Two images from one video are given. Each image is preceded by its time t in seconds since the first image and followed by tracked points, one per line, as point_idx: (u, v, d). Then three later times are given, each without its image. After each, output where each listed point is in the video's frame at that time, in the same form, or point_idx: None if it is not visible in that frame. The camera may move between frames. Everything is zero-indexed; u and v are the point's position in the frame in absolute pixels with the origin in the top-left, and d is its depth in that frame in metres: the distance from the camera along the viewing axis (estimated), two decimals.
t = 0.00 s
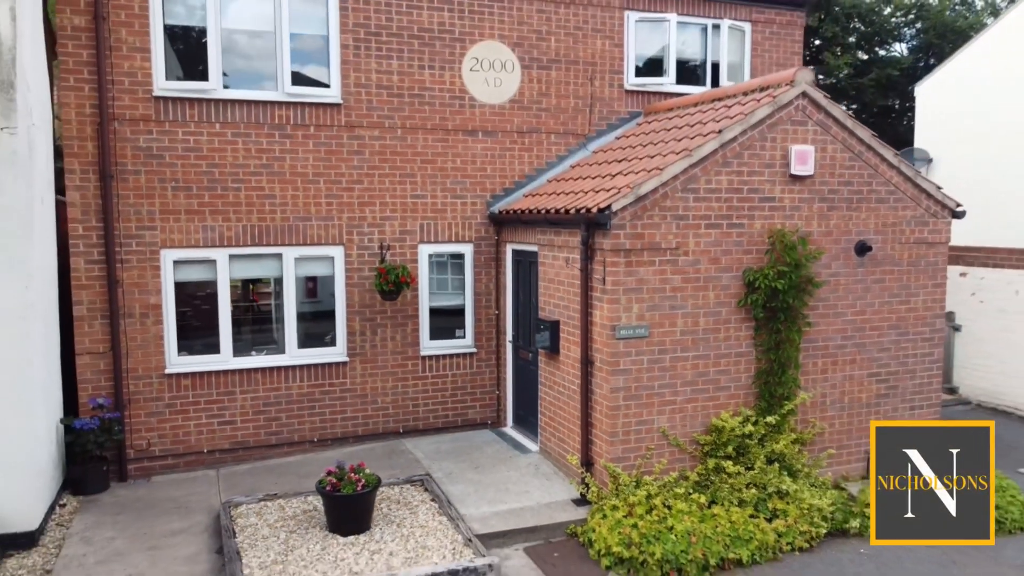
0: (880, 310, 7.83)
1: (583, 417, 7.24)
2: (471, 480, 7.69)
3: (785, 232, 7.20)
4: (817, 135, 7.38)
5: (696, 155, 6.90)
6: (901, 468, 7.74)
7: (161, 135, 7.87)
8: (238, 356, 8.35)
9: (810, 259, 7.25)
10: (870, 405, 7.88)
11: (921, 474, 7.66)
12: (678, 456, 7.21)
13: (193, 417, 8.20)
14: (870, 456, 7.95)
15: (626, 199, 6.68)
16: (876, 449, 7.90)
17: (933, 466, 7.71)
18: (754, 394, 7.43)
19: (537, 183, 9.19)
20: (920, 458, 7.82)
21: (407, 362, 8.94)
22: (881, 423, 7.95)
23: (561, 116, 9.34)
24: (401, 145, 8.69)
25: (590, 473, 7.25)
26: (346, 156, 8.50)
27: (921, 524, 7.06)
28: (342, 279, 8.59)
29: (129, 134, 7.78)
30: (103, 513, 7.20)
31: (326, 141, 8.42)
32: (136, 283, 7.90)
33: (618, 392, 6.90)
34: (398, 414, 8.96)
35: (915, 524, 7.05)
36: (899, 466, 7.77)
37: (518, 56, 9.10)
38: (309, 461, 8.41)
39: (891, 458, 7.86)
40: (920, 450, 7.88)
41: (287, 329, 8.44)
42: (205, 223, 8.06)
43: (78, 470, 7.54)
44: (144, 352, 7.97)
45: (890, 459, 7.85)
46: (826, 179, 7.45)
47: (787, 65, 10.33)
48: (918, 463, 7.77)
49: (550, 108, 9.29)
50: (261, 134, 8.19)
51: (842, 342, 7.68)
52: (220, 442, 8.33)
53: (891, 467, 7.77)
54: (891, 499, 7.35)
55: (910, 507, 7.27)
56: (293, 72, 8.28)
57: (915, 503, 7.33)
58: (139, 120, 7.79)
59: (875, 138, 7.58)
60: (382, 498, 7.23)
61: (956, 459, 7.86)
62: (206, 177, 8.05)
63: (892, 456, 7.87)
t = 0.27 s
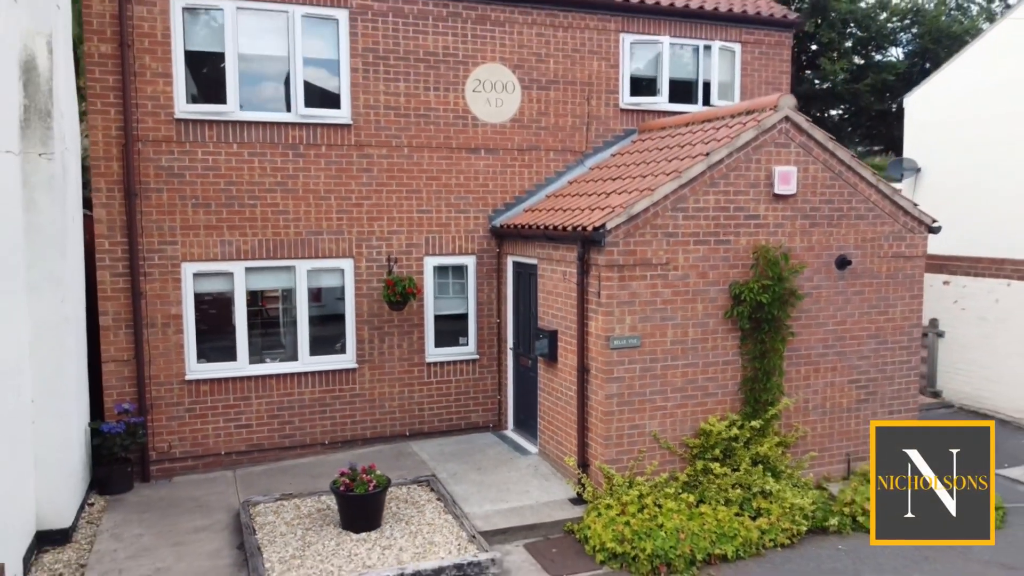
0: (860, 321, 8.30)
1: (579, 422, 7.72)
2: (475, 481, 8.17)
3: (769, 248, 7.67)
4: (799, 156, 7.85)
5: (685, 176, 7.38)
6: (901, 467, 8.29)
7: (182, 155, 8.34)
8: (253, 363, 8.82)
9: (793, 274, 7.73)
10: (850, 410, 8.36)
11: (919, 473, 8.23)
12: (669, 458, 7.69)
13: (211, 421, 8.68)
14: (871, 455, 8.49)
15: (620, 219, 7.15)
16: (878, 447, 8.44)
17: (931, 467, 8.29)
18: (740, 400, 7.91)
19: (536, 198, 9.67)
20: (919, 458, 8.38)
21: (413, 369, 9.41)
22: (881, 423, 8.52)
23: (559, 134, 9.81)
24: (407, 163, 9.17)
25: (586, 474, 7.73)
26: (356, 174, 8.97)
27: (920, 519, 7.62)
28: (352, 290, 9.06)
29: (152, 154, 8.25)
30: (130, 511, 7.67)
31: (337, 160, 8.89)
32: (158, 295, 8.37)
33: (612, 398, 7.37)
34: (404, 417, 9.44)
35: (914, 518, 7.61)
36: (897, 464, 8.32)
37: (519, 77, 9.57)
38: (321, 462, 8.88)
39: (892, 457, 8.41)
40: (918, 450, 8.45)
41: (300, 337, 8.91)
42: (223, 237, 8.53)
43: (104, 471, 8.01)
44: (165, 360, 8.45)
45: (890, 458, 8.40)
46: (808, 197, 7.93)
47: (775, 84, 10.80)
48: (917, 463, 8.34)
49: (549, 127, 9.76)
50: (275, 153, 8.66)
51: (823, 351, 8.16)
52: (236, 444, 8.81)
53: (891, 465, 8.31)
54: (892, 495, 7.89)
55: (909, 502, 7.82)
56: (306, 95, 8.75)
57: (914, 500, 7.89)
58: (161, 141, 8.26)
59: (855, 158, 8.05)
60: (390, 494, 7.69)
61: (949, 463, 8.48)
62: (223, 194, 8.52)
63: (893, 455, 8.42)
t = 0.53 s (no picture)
0: (842, 336, 8.79)
1: (577, 432, 8.20)
2: (479, 487, 8.65)
3: (755, 269, 8.16)
4: (785, 182, 8.33)
5: (677, 202, 7.85)
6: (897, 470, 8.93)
7: (202, 180, 8.82)
8: (268, 376, 9.30)
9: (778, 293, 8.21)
10: (833, 420, 8.84)
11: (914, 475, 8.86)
12: (662, 467, 8.17)
13: (228, 431, 9.16)
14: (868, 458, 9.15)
15: (615, 243, 7.63)
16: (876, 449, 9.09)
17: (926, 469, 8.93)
18: (728, 412, 8.39)
19: (537, 218, 10.15)
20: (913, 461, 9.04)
21: (420, 380, 9.89)
22: (881, 423, 9.13)
23: (558, 156, 10.30)
24: (414, 185, 9.66)
25: (584, 482, 8.21)
26: (366, 196, 9.46)
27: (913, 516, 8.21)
28: (362, 305, 9.55)
29: (174, 179, 8.73)
30: (155, 517, 8.16)
31: (348, 183, 9.37)
32: (179, 312, 8.85)
33: (608, 410, 7.85)
34: (411, 426, 9.92)
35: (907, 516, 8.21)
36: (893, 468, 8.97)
37: (520, 102, 10.06)
38: (332, 470, 9.36)
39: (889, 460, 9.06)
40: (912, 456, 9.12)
41: (313, 351, 9.39)
42: (240, 257, 9.01)
43: (128, 479, 8.48)
44: (185, 373, 8.93)
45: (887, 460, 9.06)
46: (793, 220, 8.40)
47: (765, 106, 11.28)
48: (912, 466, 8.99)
49: (549, 149, 10.25)
50: (289, 177, 9.14)
51: (808, 364, 8.64)
52: (252, 453, 9.29)
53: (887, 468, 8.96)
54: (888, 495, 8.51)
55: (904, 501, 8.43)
56: (319, 121, 9.23)
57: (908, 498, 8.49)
58: (182, 166, 8.74)
59: (837, 184, 8.52)
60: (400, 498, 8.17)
61: (942, 468, 9.16)
62: (241, 216, 9.00)
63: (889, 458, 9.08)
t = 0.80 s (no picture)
0: (826, 350, 9.28)
1: (575, 442, 8.69)
2: (482, 493, 9.14)
3: (743, 288, 8.65)
4: (771, 206, 8.81)
5: (668, 226, 8.34)
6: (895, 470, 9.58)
7: (219, 202, 9.32)
8: (282, 387, 9.80)
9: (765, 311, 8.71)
10: (818, 430, 9.33)
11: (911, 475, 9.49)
12: (655, 475, 8.66)
13: (244, 440, 9.66)
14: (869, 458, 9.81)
15: (611, 266, 8.12)
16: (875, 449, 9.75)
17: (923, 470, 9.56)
18: (718, 422, 8.88)
19: (536, 236, 10.64)
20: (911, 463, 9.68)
21: (425, 391, 10.38)
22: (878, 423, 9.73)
23: (557, 177, 10.79)
24: (420, 205, 10.15)
25: (581, 488, 8.70)
26: (374, 216, 9.95)
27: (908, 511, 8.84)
28: (370, 320, 10.04)
29: (194, 202, 9.22)
30: (177, 522, 8.66)
31: (357, 204, 9.86)
32: (197, 328, 9.35)
33: (604, 422, 8.34)
34: (417, 434, 10.42)
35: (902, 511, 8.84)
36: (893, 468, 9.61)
37: (521, 126, 10.55)
38: (343, 476, 9.86)
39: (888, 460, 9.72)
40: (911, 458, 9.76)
41: (324, 364, 9.89)
42: (255, 275, 9.51)
43: (151, 486, 8.97)
44: (204, 386, 9.43)
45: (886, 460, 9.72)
46: (779, 242, 8.89)
47: (755, 127, 11.77)
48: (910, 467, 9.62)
49: (548, 170, 10.75)
50: (302, 199, 9.63)
51: (793, 377, 9.13)
52: (267, 460, 9.78)
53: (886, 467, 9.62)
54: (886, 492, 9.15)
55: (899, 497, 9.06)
56: (330, 146, 9.72)
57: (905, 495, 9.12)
58: (201, 190, 9.23)
59: (821, 207, 9.02)
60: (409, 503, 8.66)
61: (942, 469, 9.76)
62: (256, 236, 9.49)
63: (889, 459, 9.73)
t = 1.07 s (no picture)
0: (811, 361, 9.78)
1: (573, 448, 9.19)
2: (484, 496, 9.65)
3: (731, 302, 9.17)
4: (758, 225, 9.32)
5: (661, 245, 8.85)
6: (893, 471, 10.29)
7: (235, 220, 9.82)
8: (294, 395, 10.31)
9: (751, 324, 9.22)
10: (803, 436, 9.83)
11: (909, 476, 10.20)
12: (648, 479, 9.16)
13: (258, 446, 10.16)
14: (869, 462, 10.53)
15: (606, 283, 8.63)
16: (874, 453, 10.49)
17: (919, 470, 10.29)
18: (708, 429, 9.38)
19: (536, 250, 11.15)
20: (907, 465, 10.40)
21: (430, 398, 10.89)
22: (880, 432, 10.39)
23: (556, 194, 11.30)
24: (425, 222, 10.65)
25: (579, 492, 9.20)
26: (382, 233, 10.45)
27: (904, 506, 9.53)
28: (378, 331, 10.55)
29: (211, 220, 9.72)
30: (197, 523, 9.16)
31: (365, 221, 10.36)
32: (214, 339, 9.85)
33: (600, 429, 8.85)
34: (422, 439, 10.92)
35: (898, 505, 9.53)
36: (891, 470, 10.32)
37: (521, 145, 11.06)
38: (352, 480, 10.36)
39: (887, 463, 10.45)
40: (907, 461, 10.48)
41: (334, 373, 10.40)
42: (269, 289, 10.01)
43: (171, 490, 9.47)
44: (220, 394, 9.94)
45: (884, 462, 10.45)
46: (766, 258, 9.39)
47: (746, 144, 12.27)
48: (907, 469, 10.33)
49: (548, 188, 11.26)
50: (313, 216, 10.13)
51: (780, 386, 9.63)
52: (280, 465, 10.29)
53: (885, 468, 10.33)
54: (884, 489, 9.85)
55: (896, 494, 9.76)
56: (340, 166, 10.23)
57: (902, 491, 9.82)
58: (218, 208, 9.73)
59: (806, 225, 9.52)
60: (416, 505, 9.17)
61: (943, 473, 10.42)
62: (270, 252, 9.99)
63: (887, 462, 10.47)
